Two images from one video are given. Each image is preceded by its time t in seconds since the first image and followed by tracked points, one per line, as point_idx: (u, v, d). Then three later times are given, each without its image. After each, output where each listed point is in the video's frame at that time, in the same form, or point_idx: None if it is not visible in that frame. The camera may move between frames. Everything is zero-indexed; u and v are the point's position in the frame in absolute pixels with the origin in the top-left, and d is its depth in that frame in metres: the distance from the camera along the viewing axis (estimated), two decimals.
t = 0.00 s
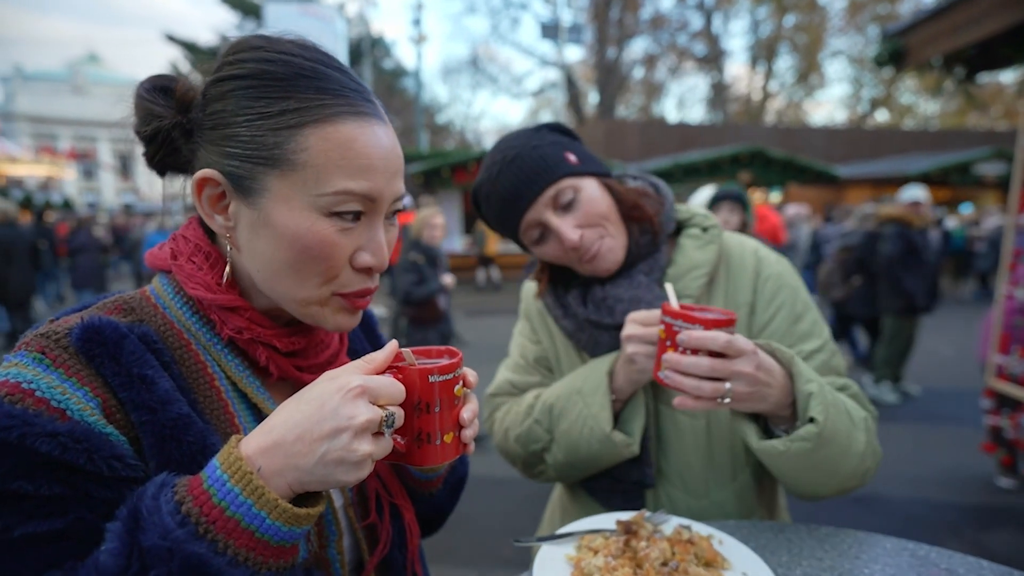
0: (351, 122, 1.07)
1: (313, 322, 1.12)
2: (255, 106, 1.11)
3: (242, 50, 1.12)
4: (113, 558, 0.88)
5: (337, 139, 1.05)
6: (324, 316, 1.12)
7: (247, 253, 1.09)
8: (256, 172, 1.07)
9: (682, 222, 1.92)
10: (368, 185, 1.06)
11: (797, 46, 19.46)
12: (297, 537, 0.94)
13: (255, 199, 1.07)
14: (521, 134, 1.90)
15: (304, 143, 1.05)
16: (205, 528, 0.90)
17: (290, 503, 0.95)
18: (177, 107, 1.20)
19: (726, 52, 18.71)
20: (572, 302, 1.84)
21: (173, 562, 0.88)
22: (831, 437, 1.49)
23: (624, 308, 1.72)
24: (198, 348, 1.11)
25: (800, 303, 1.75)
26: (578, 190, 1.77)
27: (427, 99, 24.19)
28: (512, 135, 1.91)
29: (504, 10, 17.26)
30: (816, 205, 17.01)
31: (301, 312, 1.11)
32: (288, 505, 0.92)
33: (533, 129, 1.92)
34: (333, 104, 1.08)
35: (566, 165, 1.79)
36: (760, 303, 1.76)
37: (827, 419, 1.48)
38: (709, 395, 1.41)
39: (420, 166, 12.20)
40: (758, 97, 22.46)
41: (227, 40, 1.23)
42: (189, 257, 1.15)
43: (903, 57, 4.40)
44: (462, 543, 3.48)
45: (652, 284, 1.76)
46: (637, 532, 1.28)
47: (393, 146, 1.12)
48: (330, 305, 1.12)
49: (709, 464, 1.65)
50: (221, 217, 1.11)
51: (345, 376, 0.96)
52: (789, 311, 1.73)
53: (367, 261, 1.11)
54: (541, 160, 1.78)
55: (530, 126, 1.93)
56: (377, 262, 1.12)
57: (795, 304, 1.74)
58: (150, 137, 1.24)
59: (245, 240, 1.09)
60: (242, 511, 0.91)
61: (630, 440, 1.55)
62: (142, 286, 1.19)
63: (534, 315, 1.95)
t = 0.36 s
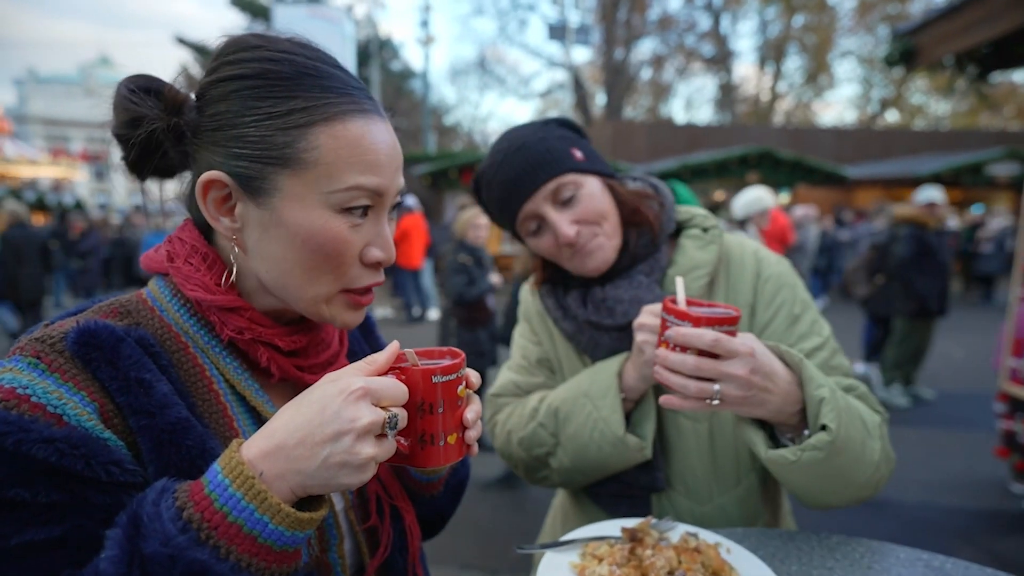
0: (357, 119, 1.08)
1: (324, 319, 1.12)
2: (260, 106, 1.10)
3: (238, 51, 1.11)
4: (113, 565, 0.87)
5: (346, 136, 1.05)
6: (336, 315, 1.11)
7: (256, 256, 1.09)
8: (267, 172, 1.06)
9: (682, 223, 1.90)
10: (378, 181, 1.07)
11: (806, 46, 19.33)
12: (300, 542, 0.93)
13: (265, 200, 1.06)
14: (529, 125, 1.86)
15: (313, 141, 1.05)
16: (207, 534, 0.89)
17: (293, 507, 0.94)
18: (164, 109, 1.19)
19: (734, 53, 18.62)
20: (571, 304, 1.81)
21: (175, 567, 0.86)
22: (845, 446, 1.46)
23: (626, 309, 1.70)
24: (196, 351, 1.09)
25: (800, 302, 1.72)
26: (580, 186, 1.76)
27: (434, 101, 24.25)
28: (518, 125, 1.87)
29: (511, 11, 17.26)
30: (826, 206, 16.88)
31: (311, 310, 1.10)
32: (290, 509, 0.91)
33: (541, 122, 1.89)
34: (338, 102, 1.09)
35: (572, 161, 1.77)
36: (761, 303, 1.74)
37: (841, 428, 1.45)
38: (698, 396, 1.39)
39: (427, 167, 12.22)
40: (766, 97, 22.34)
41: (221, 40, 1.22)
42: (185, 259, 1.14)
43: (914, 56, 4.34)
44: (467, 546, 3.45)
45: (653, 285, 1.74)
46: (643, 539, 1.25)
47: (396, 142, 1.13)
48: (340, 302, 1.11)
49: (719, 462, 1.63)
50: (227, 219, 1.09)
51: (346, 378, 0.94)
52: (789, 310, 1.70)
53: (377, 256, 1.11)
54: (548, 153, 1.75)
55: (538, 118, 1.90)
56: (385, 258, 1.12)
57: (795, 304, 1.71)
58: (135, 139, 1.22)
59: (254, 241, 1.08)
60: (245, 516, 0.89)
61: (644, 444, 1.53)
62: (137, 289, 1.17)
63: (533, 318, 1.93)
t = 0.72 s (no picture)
0: (360, 110, 1.09)
1: (338, 310, 1.11)
2: (267, 104, 1.08)
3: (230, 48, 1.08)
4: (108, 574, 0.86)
5: (353, 128, 1.07)
6: (350, 305, 1.12)
7: (272, 255, 1.08)
8: (281, 169, 1.05)
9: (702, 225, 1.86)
10: (386, 170, 1.10)
11: (814, 46, 19.19)
12: (300, 547, 0.91)
13: (280, 196, 1.05)
14: (634, 98, 1.78)
15: (322, 135, 1.06)
16: (207, 540, 0.87)
17: (296, 511, 0.92)
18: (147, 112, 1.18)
19: (741, 53, 18.53)
20: (588, 294, 1.77)
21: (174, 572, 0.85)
22: (831, 454, 1.43)
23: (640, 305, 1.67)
24: (189, 353, 1.08)
25: (805, 308, 1.69)
26: (619, 184, 1.74)
27: (441, 101, 24.31)
28: (624, 89, 1.79)
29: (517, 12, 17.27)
30: (835, 206, 16.76)
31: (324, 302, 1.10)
32: (292, 513, 0.89)
33: (646, 102, 1.79)
34: (343, 96, 1.10)
35: (634, 160, 1.71)
36: (769, 305, 1.70)
37: (829, 436, 1.42)
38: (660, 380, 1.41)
39: (435, 167, 12.24)
40: (774, 98, 22.23)
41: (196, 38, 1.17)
42: (178, 258, 1.12)
43: (924, 55, 4.28)
44: (474, 546, 3.44)
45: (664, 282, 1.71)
46: (648, 545, 1.23)
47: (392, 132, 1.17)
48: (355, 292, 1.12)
49: (725, 467, 1.59)
50: (238, 220, 1.08)
51: (344, 379, 0.92)
52: (795, 313, 1.67)
53: (383, 244, 1.12)
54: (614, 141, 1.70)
55: (649, 98, 1.80)
56: (389, 247, 1.14)
57: (800, 309, 1.68)
58: (111, 143, 1.20)
59: (269, 239, 1.08)
60: (246, 521, 0.87)
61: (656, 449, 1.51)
62: (129, 291, 1.16)
63: (539, 313, 1.88)
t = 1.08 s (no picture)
0: (360, 106, 1.08)
1: (340, 309, 1.09)
2: (266, 98, 1.06)
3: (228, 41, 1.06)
4: None
5: (353, 123, 1.06)
6: (349, 303, 1.09)
7: (270, 251, 1.06)
8: (281, 163, 1.03)
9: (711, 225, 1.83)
10: (387, 167, 1.09)
11: (821, 45, 19.08)
12: (308, 554, 0.88)
13: (280, 191, 1.04)
14: (649, 99, 1.75)
15: (322, 129, 1.04)
16: (214, 548, 0.85)
17: (304, 518, 0.89)
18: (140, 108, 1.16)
19: (748, 52, 18.45)
20: (597, 294, 1.74)
21: None
22: (839, 449, 1.39)
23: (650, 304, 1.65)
24: (189, 355, 1.06)
25: (816, 309, 1.66)
26: (645, 190, 1.71)
27: (446, 102, 24.32)
28: (639, 89, 1.76)
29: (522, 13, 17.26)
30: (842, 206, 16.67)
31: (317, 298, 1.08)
32: (302, 521, 0.86)
33: (661, 102, 1.77)
34: (342, 90, 1.08)
35: (658, 163, 1.69)
36: (779, 306, 1.66)
37: (836, 430, 1.38)
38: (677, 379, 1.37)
39: (440, 168, 12.24)
40: (780, 97, 22.11)
41: (191, 32, 1.15)
42: (174, 258, 1.10)
43: (935, 53, 4.23)
44: (480, 548, 3.42)
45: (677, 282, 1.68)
46: (656, 551, 1.20)
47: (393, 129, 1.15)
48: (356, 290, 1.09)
49: (734, 470, 1.56)
50: (237, 217, 1.06)
51: (353, 384, 0.90)
52: (806, 314, 1.64)
53: (385, 241, 1.09)
54: (641, 145, 1.67)
55: (663, 98, 1.78)
56: (392, 245, 1.12)
57: (811, 309, 1.65)
58: (107, 142, 1.17)
59: (269, 237, 1.06)
60: (254, 529, 0.85)
61: (659, 448, 1.48)
62: (123, 293, 1.14)
63: (547, 314, 1.85)
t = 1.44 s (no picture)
0: (352, 102, 1.05)
1: (330, 308, 1.07)
2: (256, 92, 1.06)
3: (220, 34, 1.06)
4: None
5: (344, 119, 1.04)
6: (342, 300, 1.07)
7: (257, 245, 1.05)
8: (267, 158, 1.02)
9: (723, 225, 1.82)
10: (378, 166, 1.05)
11: (821, 45, 19.08)
12: (311, 556, 0.87)
13: (265, 185, 1.02)
14: (667, 95, 1.73)
15: (309, 124, 1.02)
16: (214, 548, 0.83)
17: (309, 518, 0.88)
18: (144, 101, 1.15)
19: (748, 53, 18.44)
20: (608, 294, 1.73)
21: None
22: (865, 446, 1.38)
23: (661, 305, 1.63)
24: (189, 350, 1.05)
25: (833, 311, 1.65)
26: (656, 188, 1.70)
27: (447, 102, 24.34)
28: (657, 85, 1.74)
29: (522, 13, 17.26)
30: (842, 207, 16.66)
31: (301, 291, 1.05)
32: (306, 522, 0.85)
33: (679, 100, 1.75)
34: (336, 87, 1.06)
35: (672, 162, 1.68)
36: (794, 310, 1.66)
37: (862, 428, 1.38)
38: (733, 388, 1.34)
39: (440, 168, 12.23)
40: (781, 97, 22.11)
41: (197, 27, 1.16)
42: (174, 252, 1.10)
43: (937, 53, 4.21)
44: (482, 549, 3.40)
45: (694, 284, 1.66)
46: (666, 557, 1.19)
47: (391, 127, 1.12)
48: (345, 287, 1.06)
49: (750, 472, 1.55)
50: (225, 211, 1.05)
51: (367, 382, 0.88)
52: (824, 317, 1.63)
53: (377, 241, 1.07)
54: (655, 142, 1.65)
55: (682, 95, 1.76)
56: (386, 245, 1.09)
57: (828, 312, 1.65)
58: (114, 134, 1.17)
59: (254, 231, 1.04)
60: (256, 529, 0.83)
61: (669, 459, 1.47)
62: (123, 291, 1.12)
63: (553, 316, 1.84)
